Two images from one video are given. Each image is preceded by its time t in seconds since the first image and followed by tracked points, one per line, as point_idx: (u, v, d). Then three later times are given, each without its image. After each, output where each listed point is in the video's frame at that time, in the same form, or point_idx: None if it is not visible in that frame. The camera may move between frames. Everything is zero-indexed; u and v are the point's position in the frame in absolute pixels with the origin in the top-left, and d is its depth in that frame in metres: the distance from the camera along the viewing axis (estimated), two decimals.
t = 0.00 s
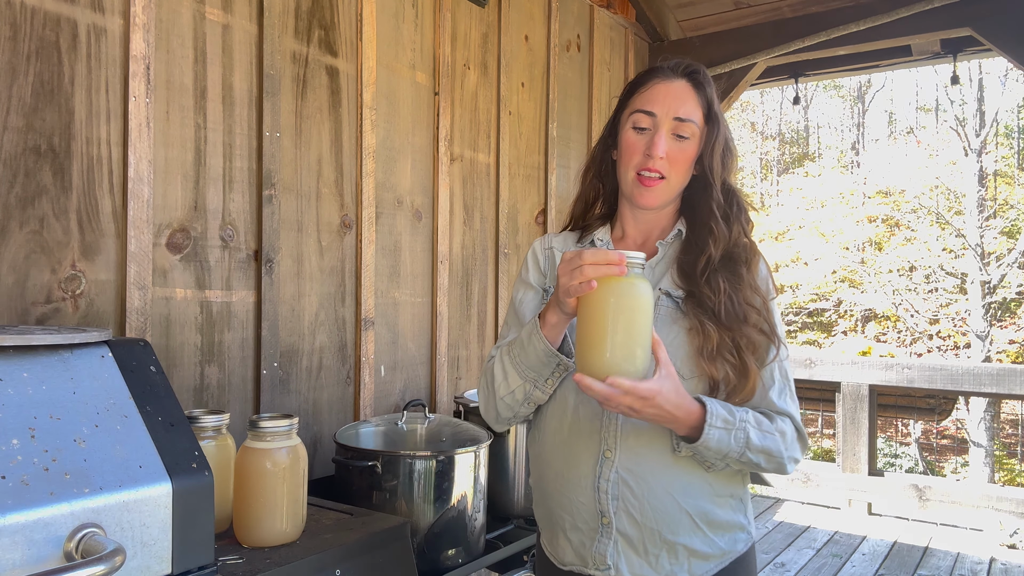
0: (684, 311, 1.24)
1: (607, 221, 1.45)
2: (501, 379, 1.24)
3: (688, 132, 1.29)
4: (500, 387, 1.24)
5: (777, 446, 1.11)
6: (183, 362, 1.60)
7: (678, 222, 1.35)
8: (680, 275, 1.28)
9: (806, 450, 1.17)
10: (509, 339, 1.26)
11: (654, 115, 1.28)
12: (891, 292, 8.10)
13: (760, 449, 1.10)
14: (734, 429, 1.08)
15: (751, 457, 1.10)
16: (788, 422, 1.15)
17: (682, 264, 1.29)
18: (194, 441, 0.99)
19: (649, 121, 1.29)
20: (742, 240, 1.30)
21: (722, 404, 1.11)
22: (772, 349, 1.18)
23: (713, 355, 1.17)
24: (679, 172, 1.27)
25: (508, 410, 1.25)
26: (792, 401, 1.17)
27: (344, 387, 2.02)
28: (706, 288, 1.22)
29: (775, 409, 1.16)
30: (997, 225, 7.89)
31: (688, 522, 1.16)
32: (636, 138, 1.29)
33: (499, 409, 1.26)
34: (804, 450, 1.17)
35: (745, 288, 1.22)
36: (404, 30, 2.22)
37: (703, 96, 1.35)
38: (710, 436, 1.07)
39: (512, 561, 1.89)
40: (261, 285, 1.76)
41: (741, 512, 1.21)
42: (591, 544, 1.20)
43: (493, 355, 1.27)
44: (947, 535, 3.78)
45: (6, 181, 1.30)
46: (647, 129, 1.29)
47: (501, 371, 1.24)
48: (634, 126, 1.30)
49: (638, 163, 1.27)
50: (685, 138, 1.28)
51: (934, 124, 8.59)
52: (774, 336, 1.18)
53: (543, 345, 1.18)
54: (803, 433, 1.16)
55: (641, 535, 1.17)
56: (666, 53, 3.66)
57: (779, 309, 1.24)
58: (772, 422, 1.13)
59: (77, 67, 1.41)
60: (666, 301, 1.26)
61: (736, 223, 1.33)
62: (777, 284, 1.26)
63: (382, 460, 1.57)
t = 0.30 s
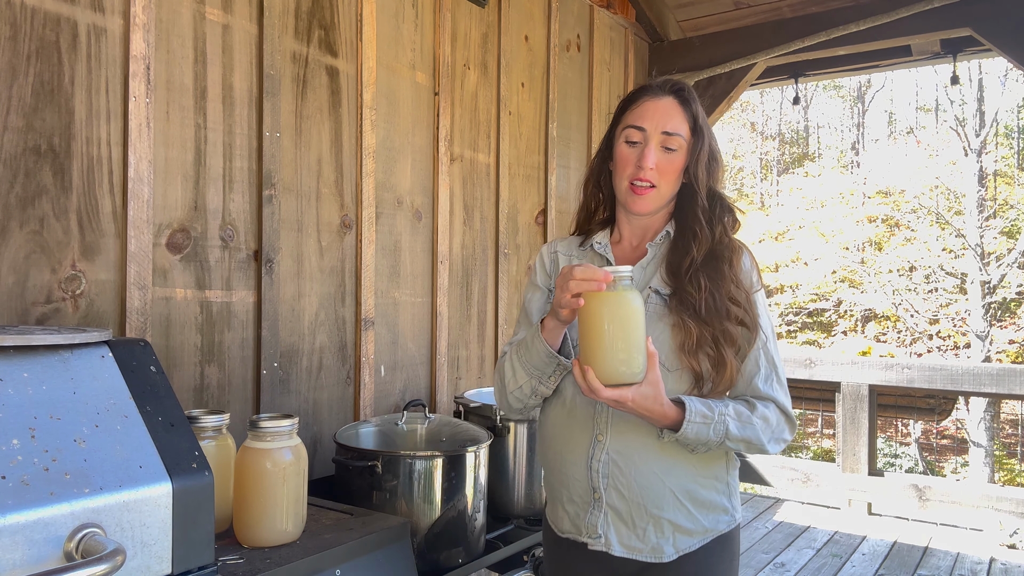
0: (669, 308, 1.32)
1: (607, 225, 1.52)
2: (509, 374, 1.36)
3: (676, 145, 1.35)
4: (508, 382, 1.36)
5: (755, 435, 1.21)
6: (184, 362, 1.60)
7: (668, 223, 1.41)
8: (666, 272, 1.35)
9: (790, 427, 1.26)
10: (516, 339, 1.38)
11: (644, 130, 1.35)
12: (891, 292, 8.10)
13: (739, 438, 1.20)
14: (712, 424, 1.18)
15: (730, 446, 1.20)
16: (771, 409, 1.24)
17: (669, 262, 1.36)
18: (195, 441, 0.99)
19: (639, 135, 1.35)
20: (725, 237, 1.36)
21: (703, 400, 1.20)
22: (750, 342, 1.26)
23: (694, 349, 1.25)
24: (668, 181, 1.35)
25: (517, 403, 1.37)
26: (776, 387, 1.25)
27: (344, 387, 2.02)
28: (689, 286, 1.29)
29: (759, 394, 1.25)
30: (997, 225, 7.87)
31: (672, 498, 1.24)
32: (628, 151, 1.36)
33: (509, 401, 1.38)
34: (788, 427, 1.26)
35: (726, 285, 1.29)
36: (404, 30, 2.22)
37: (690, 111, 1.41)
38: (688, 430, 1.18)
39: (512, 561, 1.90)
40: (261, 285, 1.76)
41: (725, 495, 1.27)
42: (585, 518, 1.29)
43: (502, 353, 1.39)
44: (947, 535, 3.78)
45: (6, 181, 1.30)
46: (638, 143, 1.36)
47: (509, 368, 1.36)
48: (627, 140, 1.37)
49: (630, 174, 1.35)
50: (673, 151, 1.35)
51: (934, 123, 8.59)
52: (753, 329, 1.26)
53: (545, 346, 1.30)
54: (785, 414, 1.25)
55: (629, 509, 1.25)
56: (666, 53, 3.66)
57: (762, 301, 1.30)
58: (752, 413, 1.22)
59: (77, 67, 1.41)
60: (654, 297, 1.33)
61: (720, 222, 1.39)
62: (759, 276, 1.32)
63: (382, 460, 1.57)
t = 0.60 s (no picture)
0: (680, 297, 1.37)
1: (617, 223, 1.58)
2: (528, 368, 1.45)
3: (682, 148, 1.40)
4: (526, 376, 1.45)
5: (767, 416, 1.26)
6: (184, 362, 1.60)
7: (676, 219, 1.47)
8: (676, 264, 1.40)
9: (804, 406, 1.30)
10: (531, 336, 1.47)
11: (651, 134, 1.40)
12: (891, 292, 8.11)
13: (751, 421, 1.26)
14: (723, 409, 1.24)
15: (743, 429, 1.26)
16: (783, 389, 1.28)
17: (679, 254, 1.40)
18: (195, 441, 0.99)
19: (647, 139, 1.41)
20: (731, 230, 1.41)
21: (714, 386, 1.26)
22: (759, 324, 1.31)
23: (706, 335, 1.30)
24: (676, 181, 1.40)
25: (536, 395, 1.46)
26: (788, 368, 1.30)
27: (344, 387, 2.02)
28: (699, 276, 1.34)
29: (771, 376, 1.30)
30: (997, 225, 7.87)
31: (687, 479, 1.31)
32: (637, 155, 1.42)
33: (528, 393, 1.47)
34: (805, 406, 1.31)
35: (735, 273, 1.34)
36: (404, 30, 2.23)
37: (694, 115, 1.46)
38: (700, 416, 1.24)
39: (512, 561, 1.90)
40: (261, 285, 1.76)
41: (736, 476, 1.35)
42: (604, 499, 1.36)
43: (518, 349, 1.48)
44: (947, 535, 3.78)
45: (6, 181, 1.30)
46: (646, 147, 1.41)
47: (526, 363, 1.46)
48: (634, 145, 1.42)
49: (639, 177, 1.40)
50: (679, 153, 1.40)
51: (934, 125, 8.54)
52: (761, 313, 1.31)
53: (557, 341, 1.39)
54: (798, 394, 1.30)
55: (647, 489, 1.32)
56: (665, 53, 3.66)
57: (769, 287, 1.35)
58: (764, 395, 1.27)
59: (77, 66, 1.41)
60: (666, 288, 1.38)
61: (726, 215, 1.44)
62: (765, 264, 1.38)
63: (382, 460, 1.57)
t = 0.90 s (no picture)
0: (700, 296, 1.41)
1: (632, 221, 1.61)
2: (544, 359, 1.45)
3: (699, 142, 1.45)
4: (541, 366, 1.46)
5: (786, 414, 1.32)
6: (184, 362, 1.60)
7: (693, 219, 1.52)
8: (696, 264, 1.45)
9: (819, 405, 1.37)
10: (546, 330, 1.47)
11: (669, 129, 1.44)
12: (891, 292, 8.11)
13: (772, 419, 1.31)
14: (747, 407, 1.29)
15: (764, 427, 1.31)
16: (800, 388, 1.35)
17: (699, 255, 1.45)
18: (195, 441, 0.99)
19: (664, 134, 1.45)
20: (747, 234, 1.47)
21: (737, 385, 1.30)
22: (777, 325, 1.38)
23: (727, 333, 1.35)
24: (693, 175, 1.44)
25: (549, 387, 1.46)
26: (804, 368, 1.38)
27: (344, 387, 2.02)
28: (720, 277, 1.40)
29: (788, 374, 1.37)
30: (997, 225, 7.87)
31: (707, 475, 1.35)
32: (655, 149, 1.45)
33: (543, 385, 1.46)
34: (819, 405, 1.38)
35: (753, 275, 1.41)
36: (404, 30, 2.23)
37: (710, 112, 1.51)
38: (724, 413, 1.28)
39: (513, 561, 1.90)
40: (262, 285, 1.76)
41: (749, 473, 1.40)
42: (627, 495, 1.38)
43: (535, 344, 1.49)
44: (947, 534, 3.78)
45: (6, 181, 1.30)
46: (664, 141, 1.45)
47: (542, 354, 1.46)
48: (652, 139, 1.46)
49: (657, 171, 1.44)
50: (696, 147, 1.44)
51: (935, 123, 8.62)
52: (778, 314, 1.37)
53: (574, 331, 1.40)
54: (814, 393, 1.37)
55: (670, 486, 1.35)
56: (665, 53, 3.65)
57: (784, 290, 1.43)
58: (784, 394, 1.33)
59: (77, 67, 1.41)
60: (686, 287, 1.43)
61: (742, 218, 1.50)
62: (779, 268, 1.46)
63: (382, 460, 1.57)
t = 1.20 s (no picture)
0: (715, 302, 1.43)
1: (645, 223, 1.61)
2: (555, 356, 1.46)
3: (713, 147, 1.45)
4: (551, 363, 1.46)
5: (798, 419, 1.34)
6: (184, 362, 1.60)
7: (709, 224, 1.52)
8: (712, 270, 1.46)
9: (830, 411, 1.39)
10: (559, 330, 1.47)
11: (683, 133, 1.45)
12: (891, 292, 8.11)
13: (784, 424, 1.32)
14: (761, 411, 1.30)
15: (776, 432, 1.32)
16: (811, 393, 1.37)
17: (715, 260, 1.46)
18: (195, 441, 0.99)
19: (678, 137, 1.46)
20: (763, 243, 1.48)
21: (750, 390, 1.32)
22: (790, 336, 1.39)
23: (742, 341, 1.36)
24: (707, 182, 1.45)
25: (558, 385, 1.46)
26: (814, 373, 1.40)
27: (344, 387, 2.02)
28: (735, 285, 1.41)
29: (799, 381, 1.39)
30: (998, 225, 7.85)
31: (719, 475, 1.36)
32: (668, 154, 1.46)
33: (553, 381, 1.47)
34: (829, 412, 1.40)
35: (769, 284, 1.42)
36: (404, 30, 2.23)
37: (725, 117, 1.51)
38: (739, 417, 1.29)
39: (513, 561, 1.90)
40: (261, 285, 1.76)
41: (760, 476, 1.41)
42: (638, 495, 1.38)
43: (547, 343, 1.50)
44: (947, 535, 3.78)
45: (6, 181, 1.31)
46: (677, 145, 1.46)
47: (553, 351, 1.46)
48: (666, 144, 1.47)
49: (669, 176, 1.45)
50: (710, 152, 1.45)
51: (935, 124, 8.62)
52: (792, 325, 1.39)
53: (585, 329, 1.40)
54: (825, 399, 1.39)
55: (682, 487, 1.36)
56: (665, 54, 3.65)
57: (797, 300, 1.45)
58: (796, 399, 1.35)
59: (78, 67, 1.41)
60: (701, 292, 1.44)
61: (757, 226, 1.51)
62: (793, 277, 1.47)
63: (382, 460, 1.57)
